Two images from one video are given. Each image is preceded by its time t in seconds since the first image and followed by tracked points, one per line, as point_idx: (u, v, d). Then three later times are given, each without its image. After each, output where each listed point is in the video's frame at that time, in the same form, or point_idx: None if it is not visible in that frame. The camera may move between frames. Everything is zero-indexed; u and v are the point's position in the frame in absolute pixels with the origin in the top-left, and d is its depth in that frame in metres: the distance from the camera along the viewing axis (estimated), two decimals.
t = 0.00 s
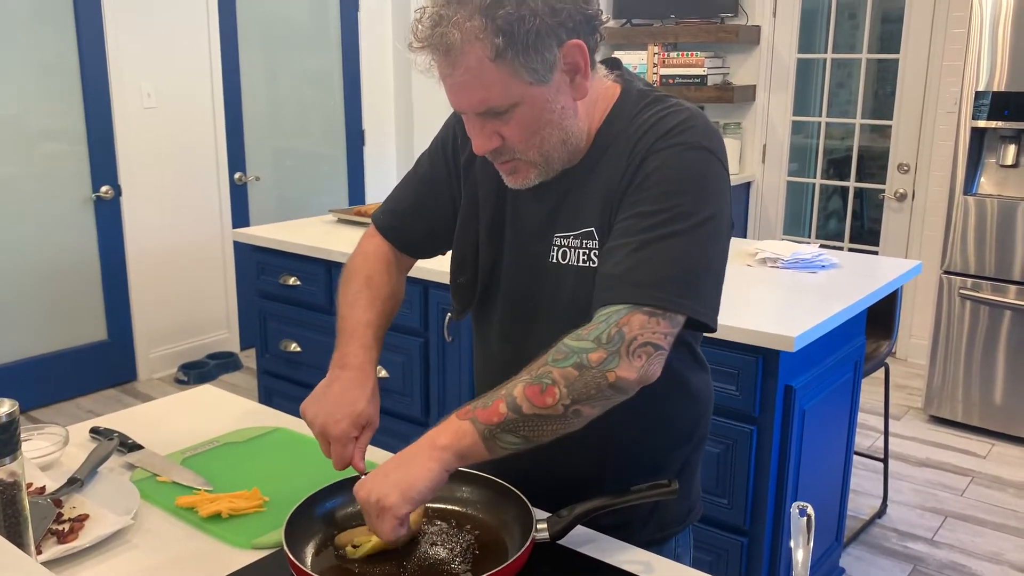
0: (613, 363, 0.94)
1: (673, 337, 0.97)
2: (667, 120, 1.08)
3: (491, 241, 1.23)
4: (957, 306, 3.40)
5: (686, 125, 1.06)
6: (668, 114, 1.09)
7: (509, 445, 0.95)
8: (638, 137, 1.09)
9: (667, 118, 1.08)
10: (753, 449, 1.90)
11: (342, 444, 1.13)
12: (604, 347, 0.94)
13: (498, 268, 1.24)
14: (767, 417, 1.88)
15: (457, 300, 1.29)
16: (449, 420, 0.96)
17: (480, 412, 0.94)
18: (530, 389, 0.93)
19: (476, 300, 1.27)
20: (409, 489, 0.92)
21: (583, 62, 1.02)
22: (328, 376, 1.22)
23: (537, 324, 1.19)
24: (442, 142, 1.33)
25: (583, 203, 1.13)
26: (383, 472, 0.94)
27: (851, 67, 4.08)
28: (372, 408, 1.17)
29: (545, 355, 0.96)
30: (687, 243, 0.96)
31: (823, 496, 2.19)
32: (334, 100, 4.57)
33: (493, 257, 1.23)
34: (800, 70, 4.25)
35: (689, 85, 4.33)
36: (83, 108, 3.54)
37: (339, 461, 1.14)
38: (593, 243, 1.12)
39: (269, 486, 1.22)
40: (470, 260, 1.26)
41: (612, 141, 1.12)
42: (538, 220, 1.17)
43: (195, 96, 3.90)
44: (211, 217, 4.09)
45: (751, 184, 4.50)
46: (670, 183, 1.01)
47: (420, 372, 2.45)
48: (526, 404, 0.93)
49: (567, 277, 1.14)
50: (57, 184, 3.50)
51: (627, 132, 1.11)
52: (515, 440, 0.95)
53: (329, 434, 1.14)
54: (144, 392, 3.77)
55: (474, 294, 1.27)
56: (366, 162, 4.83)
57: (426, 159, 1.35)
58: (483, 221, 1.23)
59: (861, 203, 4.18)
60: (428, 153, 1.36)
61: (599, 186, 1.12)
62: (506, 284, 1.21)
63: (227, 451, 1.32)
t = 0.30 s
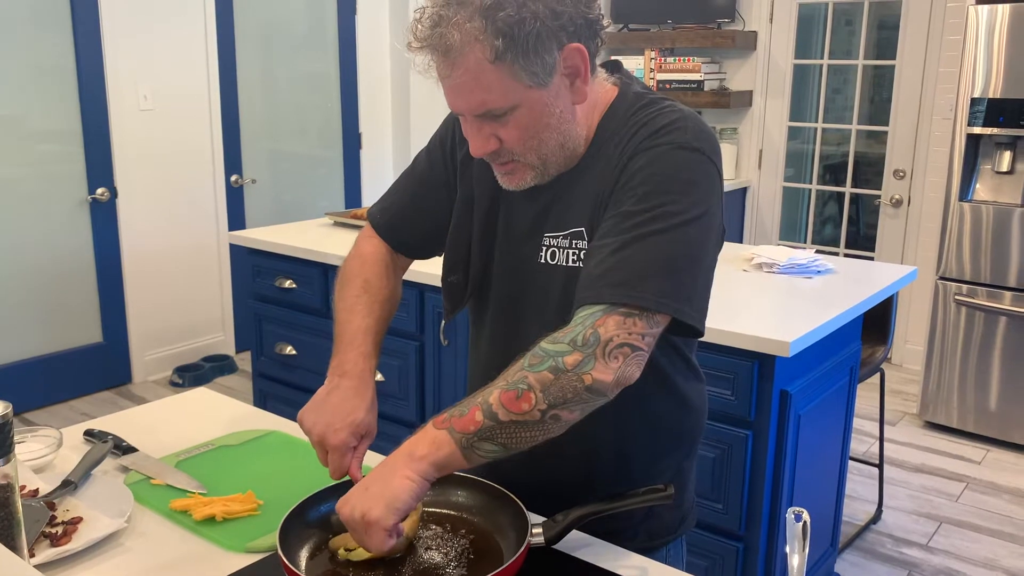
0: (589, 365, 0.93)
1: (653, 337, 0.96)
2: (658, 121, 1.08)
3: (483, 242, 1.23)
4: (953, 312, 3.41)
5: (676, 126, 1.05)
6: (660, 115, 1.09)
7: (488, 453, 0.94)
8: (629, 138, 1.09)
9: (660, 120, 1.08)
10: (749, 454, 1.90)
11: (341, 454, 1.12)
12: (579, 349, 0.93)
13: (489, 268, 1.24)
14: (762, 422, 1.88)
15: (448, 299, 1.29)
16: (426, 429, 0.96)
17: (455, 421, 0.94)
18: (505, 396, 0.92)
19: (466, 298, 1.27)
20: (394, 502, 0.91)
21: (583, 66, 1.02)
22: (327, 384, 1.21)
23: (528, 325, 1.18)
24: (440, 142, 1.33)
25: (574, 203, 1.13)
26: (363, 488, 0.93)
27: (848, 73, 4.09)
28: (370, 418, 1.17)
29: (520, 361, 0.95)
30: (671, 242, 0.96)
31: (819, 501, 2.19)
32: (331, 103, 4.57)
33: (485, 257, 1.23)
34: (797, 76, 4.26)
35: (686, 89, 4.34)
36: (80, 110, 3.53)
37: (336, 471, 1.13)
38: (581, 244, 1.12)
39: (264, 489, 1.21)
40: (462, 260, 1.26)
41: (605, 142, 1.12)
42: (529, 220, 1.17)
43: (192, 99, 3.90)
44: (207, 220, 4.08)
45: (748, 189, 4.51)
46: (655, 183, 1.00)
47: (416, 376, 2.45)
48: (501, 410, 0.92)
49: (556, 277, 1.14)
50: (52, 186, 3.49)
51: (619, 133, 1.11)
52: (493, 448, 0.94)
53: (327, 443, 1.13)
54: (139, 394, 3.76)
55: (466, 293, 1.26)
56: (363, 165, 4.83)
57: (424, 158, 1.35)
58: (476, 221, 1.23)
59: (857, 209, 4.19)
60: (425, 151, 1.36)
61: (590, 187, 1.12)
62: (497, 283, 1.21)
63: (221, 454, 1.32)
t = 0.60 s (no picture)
0: (646, 372, 0.95)
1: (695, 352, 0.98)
2: (666, 125, 1.08)
3: (482, 245, 1.23)
4: (949, 313, 3.41)
5: (687, 131, 1.05)
6: (666, 119, 1.09)
7: (520, 422, 0.95)
8: (636, 143, 1.09)
9: (666, 123, 1.08)
10: (745, 455, 1.90)
11: (338, 450, 1.09)
12: (639, 353, 0.94)
13: (488, 269, 1.23)
14: (759, 423, 1.88)
15: (446, 303, 1.28)
16: (466, 378, 0.96)
17: (503, 381, 0.95)
18: (560, 374, 0.94)
19: (464, 300, 1.27)
20: (425, 443, 0.91)
21: (581, 65, 1.03)
22: (325, 382, 1.20)
23: (528, 328, 1.18)
24: (434, 145, 1.33)
25: (580, 207, 1.13)
26: (395, 421, 0.92)
27: (845, 75, 4.09)
28: (367, 417, 1.16)
29: (578, 344, 0.97)
30: (700, 252, 0.96)
31: (815, 502, 2.19)
32: (329, 104, 4.57)
33: (484, 259, 1.23)
34: (795, 77, 4.26)
35: (684, 90, 4.34)
36: (76, 109, 3.52)
37: (333, 468, 1.09)
38: (591, 249, 1.11)
39: (260, 489, 1.21)
40: (459, 262, 1.26)
41: (609, 146, 1.11)
42: (531, 224, 1.17)
43: (189, 98, 3.89)
44: (204, 219, 4.08)
45: (745, 190, 4.51)
46: (674, 191, 1.00)
47: (413, 376, 2.45)
48: (552, 387, 0.94)
49: (560, 280, 1.14)
50: (49, 185, 3.49)
51: (624, 136, 1.11)
52: (527, 418, 0.95)
53: (325, 439, 1.10)
54: (135, 394, 3.76)
55: (463, 297, 1.27)
56: (361, 165, 4.83)
57: (418, 164, 1.35)
58: (473, 223, 1.23)
59: (854, 211, 4.19)
60: (420, 155, 1.36)
61: (596, 191, 1.12)
62: (497, 285, 1.21)
63: (217, 454, 1.32)
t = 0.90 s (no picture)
0: (693, 380, 1.00)
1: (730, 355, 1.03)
2: (678, 125, 1.08)
3: (485, 244, 1.22)
4: (949, 310, 3.41)
5: (701, 131, 1.07)
6: (676, 118, 1.09)
7: (577, 428, 0.98)
8: (649, 143, 1.09)
9: (678, 125, 1.08)
10: (745, 451, 1.90)
11: (337, 426, 1.12)
12: (687, 363, 0.99)
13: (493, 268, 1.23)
14: (758, 419, 1.88)
15: (447, 300, 1.29)
16: (523, 386, 0.98)
17: (563, 392, 0.97)
18: (617, 385, 0.98)
19: (468, 299, 1.27)
20: (494, 452, 0.92)
21: (581, 68, 1.02)
22: (323, 361, 1.21)
23: (536, 326, 1.18)
24: (433, 146, 1.33)
25: (590, 207, 1.13)
26: (464, 429, 0.93)
27: (845, 71, 4.09)
28: (368, 391, 1.17)
29: (628, 354, 1.00)
30: (735, 258, 1.00)
31: (815, 498, 2.19)
32: (328, 99, 4.56)
33: (486, 257, 1.23)
34: (794, 73, 4.25)
35: (683, 87, 4.34)
36: (75, 104, 3.51)
37: (331, 445, 1.13)
38: (603, 249, 1.11)
39: (259, 486, 1.21)
40: (462, 261, 1.26)
41: (617, 146, 1.11)
42: (538, 223, 1.17)
43: (188, 94, 3.89)
44: (204, 215, 4.07)
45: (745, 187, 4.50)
46: (702, 197, 1.02)
47: (413, 373, 2.45)
48: (610, 397, 0.98)
49: (570, 279, 1.13)
50: (48, 181, 3.48)
51: (633, 136, 1.11)
52: (583, 425, 0.98)
53: (324, 415, 1.13)
54: (135, 390, 3.76)
55: (466, 294, 1.27)
56: (361, 162, 4.83)
57: (417, 165, 1.34)
58: (475, 222, 1.22)
59: (854, 207, 4.20)
60: (418, 156, 1.35)
61: (607, 191, 1.11)
62: (502, 284, 1.21)
63: (216, 450, 1.32)
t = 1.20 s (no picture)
0: (660, 379, 0.99)
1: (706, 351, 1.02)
2: (682, 125, 1.08)
3: (490, 242, 1.22)
4: (950, 305, 3.41)
5: (702, 132, 1.06)
6: (680, 118, 1.09)
7: (551, 445, 0.98)
8: (651, 143, 1.09)
9: (683, 126, 1.08)
10: (746, 446, 1.90)
11: (346, 442, 1.13)
12: (652, 363, 0.98)
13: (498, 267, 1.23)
14: (759, 414, 1.88)
15: (453, 299, 1.29)
16: (490, 415, 0.98)
17: (526, 412, 0.96)
18: (580, 396, 0.97)
19: (474, 297, 1.27)
20: (461, 479, 0.92)
21: (589, 71, 1.02)
22: (326, 374, 1.21)
23: (541, 326, 1.18)
24: (437, 143, 1.32)
25: (593, 206, 1.13)
26: (429, 461, 0.93)
27: (847, 66, 4.08)
28: (371, 404, 1.18)
29: (591, 363, 1.00)
30: (719, 259, 0.99)
31: (816, 493, 2.19)
32: (328, 95, 4.56)
33: (491, 256, 1.23)
34: (795, 68, 4.24)
35: (685, 82, 4.32)
36: (75, 100, 3.51)
37: (342, 460, 1.13)
38: (606, 248, 1.11)
39: (259, 482, 1.21)
40: (468, 259, 1.26)
41: (622, 145, 1.11)
42: (542, 220, 1.17)
43: (189, 91, 3.89)
44: (205, 212, 4.07)
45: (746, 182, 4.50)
46: (694, 196, 1.02)
47: (414, 369, 2.45)
48: (574, 409, 0.97)
49: (574, 278, 1.14)
50: (49, 178, 3.48)
51: (638, 135, 1.11)
52: (556, 441, 0.98)
53: (331, 432, 1.13)
54: (136, 386, 3.76)
55: (471, 292, 1.27)
56: (362, 158, 4.83)
57: (420, 162, 1.34)
58: (481, 221, 1.23)
59: (855, 202, 4.19)
60: (421, 153, 1.35)
61: (610, 190, 1.11)
62: (506, 283, 1.21)
63: (217, 446, 1.32)
